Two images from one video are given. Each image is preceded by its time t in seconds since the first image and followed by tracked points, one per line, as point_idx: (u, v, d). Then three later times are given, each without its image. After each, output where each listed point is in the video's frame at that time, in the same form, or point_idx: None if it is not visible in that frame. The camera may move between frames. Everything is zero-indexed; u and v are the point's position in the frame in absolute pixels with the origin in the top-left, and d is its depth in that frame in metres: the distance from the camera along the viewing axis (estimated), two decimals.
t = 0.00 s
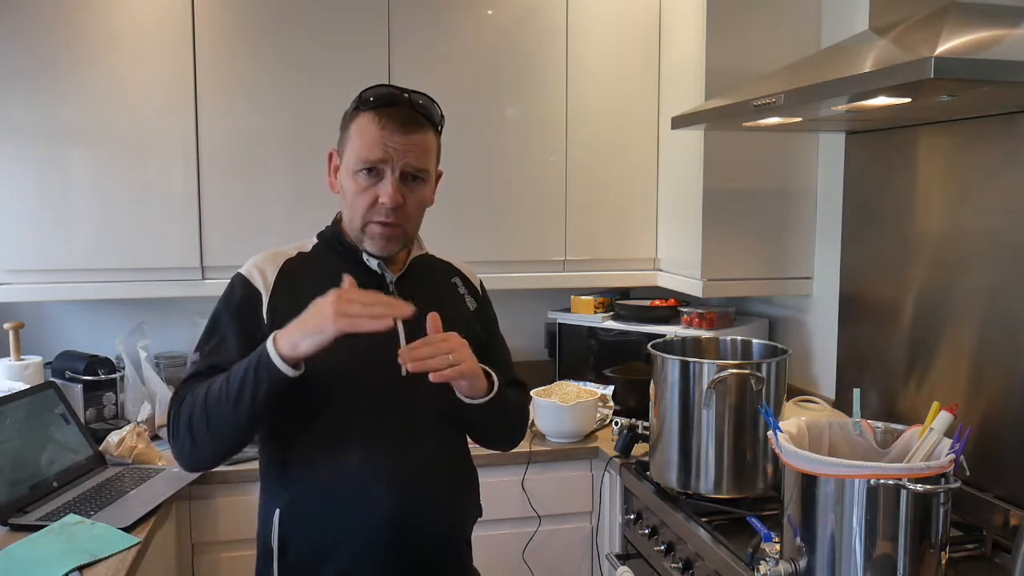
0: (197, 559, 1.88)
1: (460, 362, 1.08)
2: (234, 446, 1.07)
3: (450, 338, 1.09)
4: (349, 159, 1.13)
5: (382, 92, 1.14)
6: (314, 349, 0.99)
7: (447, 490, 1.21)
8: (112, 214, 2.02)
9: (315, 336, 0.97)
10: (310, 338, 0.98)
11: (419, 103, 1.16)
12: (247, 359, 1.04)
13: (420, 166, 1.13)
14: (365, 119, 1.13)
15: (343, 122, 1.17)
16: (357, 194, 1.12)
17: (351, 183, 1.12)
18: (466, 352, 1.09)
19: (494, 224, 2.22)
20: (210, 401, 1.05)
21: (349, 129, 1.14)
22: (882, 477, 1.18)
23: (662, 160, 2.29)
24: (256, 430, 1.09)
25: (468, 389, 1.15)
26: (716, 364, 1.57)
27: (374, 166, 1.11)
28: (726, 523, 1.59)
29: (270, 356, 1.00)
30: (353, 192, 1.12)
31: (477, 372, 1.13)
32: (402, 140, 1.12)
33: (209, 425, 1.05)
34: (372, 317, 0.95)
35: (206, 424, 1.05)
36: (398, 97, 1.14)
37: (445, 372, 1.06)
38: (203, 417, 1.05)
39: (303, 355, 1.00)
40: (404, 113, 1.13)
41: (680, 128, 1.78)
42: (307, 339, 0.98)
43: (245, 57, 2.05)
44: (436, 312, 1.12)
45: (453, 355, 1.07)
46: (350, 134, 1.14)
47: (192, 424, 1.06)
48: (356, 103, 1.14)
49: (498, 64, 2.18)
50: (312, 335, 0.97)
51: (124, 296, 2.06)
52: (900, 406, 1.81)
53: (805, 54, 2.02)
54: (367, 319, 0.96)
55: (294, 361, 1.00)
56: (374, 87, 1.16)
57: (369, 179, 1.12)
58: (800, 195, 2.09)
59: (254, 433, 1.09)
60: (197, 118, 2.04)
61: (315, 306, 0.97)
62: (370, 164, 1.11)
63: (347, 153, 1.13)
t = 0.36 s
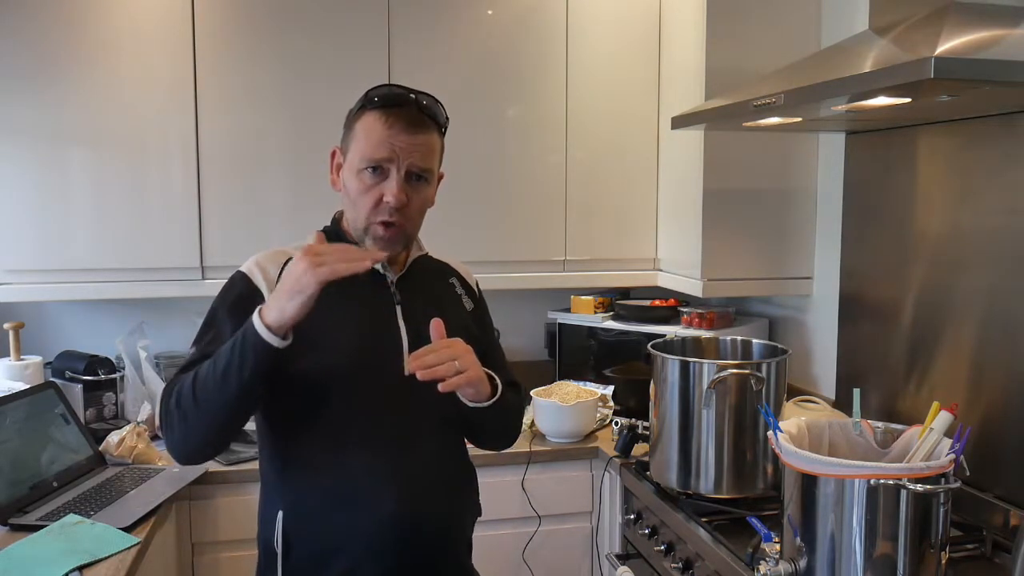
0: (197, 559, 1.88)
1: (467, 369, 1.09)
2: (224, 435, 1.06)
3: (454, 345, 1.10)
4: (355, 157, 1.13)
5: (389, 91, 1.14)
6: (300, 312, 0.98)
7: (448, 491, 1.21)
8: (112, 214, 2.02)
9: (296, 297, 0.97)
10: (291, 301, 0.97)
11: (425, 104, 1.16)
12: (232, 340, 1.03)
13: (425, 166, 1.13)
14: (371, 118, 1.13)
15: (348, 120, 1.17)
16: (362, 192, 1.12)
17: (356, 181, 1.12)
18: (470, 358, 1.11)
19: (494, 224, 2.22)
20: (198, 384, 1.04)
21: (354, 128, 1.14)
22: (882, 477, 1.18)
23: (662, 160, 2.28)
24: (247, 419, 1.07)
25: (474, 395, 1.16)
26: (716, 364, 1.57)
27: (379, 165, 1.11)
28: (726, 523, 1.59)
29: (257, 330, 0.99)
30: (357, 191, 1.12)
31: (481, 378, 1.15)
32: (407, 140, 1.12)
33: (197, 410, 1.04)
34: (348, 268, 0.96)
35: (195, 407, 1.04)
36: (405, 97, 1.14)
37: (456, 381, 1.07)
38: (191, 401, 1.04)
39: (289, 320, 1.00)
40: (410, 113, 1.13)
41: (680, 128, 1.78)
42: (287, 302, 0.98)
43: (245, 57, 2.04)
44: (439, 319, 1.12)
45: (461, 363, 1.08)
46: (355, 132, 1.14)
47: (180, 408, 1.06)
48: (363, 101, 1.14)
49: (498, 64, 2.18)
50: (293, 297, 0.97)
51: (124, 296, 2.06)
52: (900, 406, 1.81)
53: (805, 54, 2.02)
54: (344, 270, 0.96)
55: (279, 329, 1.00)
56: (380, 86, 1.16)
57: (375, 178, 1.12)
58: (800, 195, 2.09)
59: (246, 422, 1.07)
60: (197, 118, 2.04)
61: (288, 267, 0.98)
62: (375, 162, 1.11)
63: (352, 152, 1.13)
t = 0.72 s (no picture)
0: (197, 559, 1.88)
1: (471, 362, 1.08)
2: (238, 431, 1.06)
3: (458, 339, 1.08)
4: (355, 157, 1.13)
5: (393, 94, 1.14)
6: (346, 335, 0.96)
7: (448, 491, 1.22)
8: (112, 214, 2.02)
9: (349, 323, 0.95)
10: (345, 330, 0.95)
11: (429, 107, 1.16)
12: (268, 340, 1.02)
13: (426, 171, 1.13)
14: (374, 119, 1.12)
15: (352, 120, 1.17)
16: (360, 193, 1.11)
17: (355, 181, 1.12)
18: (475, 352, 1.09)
19: (494, 224, 2.22)
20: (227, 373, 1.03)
21: (357, 127, 1.14)
22: (882, 477, 1.18)
23: (662, 160, 2.29)
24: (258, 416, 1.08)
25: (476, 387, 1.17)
26: (716, 364, 1.57)
27: (380, 166, 1.11)
28: (726, 523, 1.59)
29: (298, 343, 0.97)
30: (356, 191, 1.12)
31: (482, 372, 1.13)
32: (409, 143, 1.12)
33: (220, 396, 1.02)
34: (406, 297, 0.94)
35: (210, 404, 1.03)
36: (409, 100, 1.14)
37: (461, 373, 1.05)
38: (216, 387, 1.03)
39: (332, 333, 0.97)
40: (413, 116, 1.13)
41: (680, 128, 1.78)
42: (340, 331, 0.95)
43: (244, 57, 2.04)
44: (439, 315, 1.11)
45: (466, 355, 1.07)
46: (358, 133, 1.14)
47: (196, 398, 1.04)
48: (367, 101, 1.14)
49: (498, 64, 2.18)
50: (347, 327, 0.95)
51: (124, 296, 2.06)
52: (900, 406, 1.81)
53: (805, 54, 2.02)
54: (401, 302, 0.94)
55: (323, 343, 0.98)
56: (385, 88, 1.16)
57: (374, 179, 1.12)
58: (800, 195, 2.09)
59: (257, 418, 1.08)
60: (197, 118, 2.04)
61: (339, 288, 0.94)
62: (375, 163, 1.11)
63: (353, 152, 1.13)
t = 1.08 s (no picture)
0: (198, 559, 1.88)
1: (466, 362, 1.10)
2: (184, 386, 0.99)
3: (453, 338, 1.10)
4: (357, 158, 1.12)
5: (394, 95, 1.14)
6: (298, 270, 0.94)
7: (449, 490, 1.22)
8: (112, 214, 2.02)
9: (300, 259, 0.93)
10: (288, 260, 0.93)
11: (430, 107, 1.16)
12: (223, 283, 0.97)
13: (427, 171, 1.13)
14: (375, 119, 1.12)
15: (353, 121, 1.17)
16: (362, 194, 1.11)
17: (357, 181, 1.12)
18: (469, 349, 1.11)
19: (495, 224, 2.22)
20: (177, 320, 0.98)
21: (358, 127, 1.14)
22: (882, 476, 1.18)
23: (662, 160, 2.29)
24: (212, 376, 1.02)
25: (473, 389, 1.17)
26: (716, 364, 1.57)
27: (381, 167, 1.11)
28: (726, 523, 1.59)
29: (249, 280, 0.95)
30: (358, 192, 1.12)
31: (479, 372, 1.15)
32: (411, 144, 1.12)
33: (164, 340, 0.97)
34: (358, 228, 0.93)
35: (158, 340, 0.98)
36: (410, 100, 1.15)
37: (454, 371, 1.07)
38: (163, 330, 0.98)
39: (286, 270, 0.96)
40: (415, 116, 1.14)
41: (680, 128, 1.78)
42: (284, 259, 0.93)
43: (244, 57, 2.04)
44: (434, 314, 1.13)
45: (459, 354, 1.09)
46: (359, 133, 1.14)
47: (148, 335, 0.99)
48: (369, 101, 1.14)
49: (498, 64, 2.18)
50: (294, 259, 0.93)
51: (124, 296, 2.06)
52: (900, 406, 1.81)
53: (806, 54, 2.02)
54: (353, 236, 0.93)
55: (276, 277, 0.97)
56: (385, 88, 1.16)
57: (376, 180, 1.12)
58: (800, 195, 2.09)
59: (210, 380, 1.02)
60: (197, 118, 2.04)
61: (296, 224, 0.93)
62: (377, 163, 1.11)
63: (355, 152, 1.13)
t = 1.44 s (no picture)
0: (198, 559, 1.88)
1: (481, 375, 1.10)
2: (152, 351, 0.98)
3: (466, 351, 1.11)
4: (361, 157, 1.12)
5: (399, 92, 1.13)
6: (228, 198, 0.91)
7: (452, 491, 1.22)
8: (112, 214, 2.02)
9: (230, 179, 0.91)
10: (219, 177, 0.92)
11: (435, 106, 1.16)
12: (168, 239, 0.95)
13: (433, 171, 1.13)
14: (381, 118, 1.12)
15: (355, 119, 1.16)
16: (368, 193, 1.11)
17: (362, 181, 1.11)
18: (483, 362, 1.12)
19: (494, 224, 2.22)
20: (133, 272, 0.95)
21: (363, 126, 1.13)
22: (882, 476, 1.18)
23: (662, 159, 2.29)
24: (176, 345, 1.00)
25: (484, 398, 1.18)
26: (716, 364, 1.57)
27: (387, 167, 1.11)
28: (726, 523, 1.59)
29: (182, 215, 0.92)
30: (363, 192, 1.11)
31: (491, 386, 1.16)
32: (417, 143, 1.12)
33: (125, 312, 0.94)
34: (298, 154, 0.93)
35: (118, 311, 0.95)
36: (416, 99, 1.14)
37: (470, 383, 1.08)
38: (122, 302, 0.95)
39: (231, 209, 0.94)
40: (421, 115, 1.13)
41: (680, 128, 1.78)
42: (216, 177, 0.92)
43: (244, 57, 2.04)
44: (446, 328, 1.13)
45: (473, 367, 1.10)
46: (363, 132, 1.13)
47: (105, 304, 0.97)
48: (374, 99, 1.13)
49: (498, 64, 2.18)
50: (223, 174, 0.91)
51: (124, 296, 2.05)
52: (900, 406, 1.81)
53: (806, 54, 2.02)
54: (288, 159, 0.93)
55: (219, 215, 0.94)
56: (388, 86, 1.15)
57: (382, 179, 1.11)
58: (800, 195, 2.09)
59: (176, 349, 1.00)
60: (197, 118, 2.04)
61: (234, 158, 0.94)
62: (383, 163, 1.11)
63: (359, 151, 1.12)
